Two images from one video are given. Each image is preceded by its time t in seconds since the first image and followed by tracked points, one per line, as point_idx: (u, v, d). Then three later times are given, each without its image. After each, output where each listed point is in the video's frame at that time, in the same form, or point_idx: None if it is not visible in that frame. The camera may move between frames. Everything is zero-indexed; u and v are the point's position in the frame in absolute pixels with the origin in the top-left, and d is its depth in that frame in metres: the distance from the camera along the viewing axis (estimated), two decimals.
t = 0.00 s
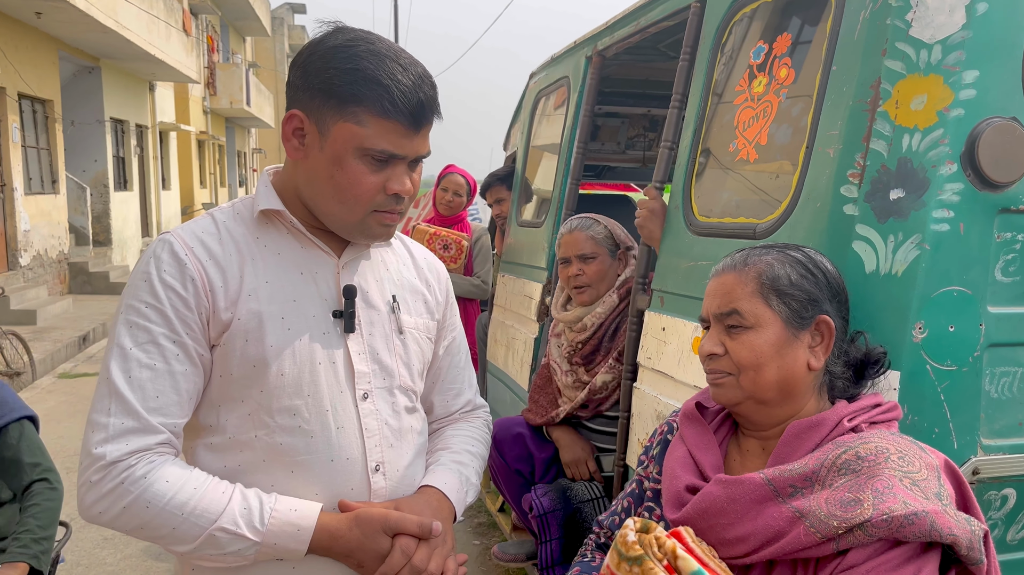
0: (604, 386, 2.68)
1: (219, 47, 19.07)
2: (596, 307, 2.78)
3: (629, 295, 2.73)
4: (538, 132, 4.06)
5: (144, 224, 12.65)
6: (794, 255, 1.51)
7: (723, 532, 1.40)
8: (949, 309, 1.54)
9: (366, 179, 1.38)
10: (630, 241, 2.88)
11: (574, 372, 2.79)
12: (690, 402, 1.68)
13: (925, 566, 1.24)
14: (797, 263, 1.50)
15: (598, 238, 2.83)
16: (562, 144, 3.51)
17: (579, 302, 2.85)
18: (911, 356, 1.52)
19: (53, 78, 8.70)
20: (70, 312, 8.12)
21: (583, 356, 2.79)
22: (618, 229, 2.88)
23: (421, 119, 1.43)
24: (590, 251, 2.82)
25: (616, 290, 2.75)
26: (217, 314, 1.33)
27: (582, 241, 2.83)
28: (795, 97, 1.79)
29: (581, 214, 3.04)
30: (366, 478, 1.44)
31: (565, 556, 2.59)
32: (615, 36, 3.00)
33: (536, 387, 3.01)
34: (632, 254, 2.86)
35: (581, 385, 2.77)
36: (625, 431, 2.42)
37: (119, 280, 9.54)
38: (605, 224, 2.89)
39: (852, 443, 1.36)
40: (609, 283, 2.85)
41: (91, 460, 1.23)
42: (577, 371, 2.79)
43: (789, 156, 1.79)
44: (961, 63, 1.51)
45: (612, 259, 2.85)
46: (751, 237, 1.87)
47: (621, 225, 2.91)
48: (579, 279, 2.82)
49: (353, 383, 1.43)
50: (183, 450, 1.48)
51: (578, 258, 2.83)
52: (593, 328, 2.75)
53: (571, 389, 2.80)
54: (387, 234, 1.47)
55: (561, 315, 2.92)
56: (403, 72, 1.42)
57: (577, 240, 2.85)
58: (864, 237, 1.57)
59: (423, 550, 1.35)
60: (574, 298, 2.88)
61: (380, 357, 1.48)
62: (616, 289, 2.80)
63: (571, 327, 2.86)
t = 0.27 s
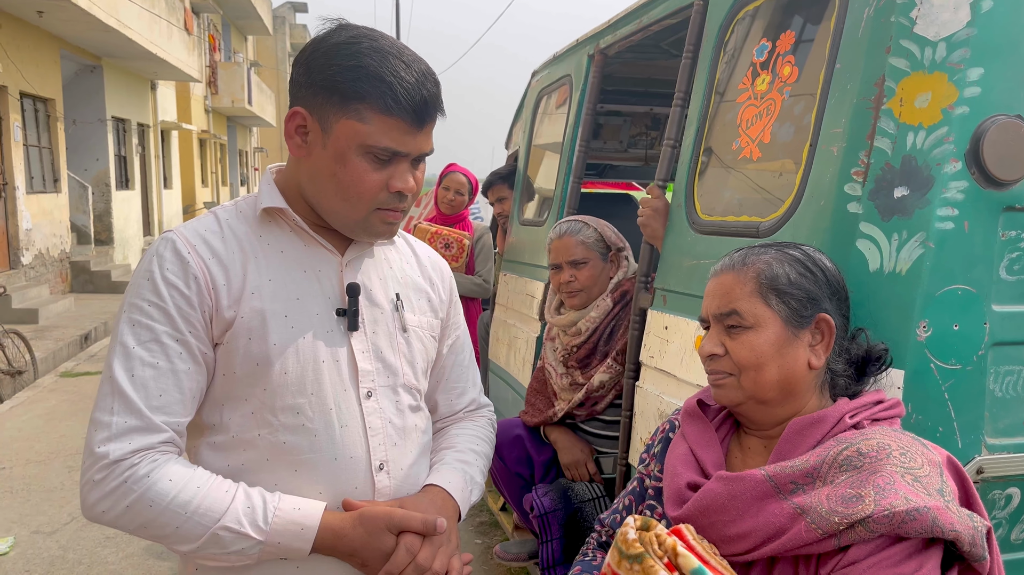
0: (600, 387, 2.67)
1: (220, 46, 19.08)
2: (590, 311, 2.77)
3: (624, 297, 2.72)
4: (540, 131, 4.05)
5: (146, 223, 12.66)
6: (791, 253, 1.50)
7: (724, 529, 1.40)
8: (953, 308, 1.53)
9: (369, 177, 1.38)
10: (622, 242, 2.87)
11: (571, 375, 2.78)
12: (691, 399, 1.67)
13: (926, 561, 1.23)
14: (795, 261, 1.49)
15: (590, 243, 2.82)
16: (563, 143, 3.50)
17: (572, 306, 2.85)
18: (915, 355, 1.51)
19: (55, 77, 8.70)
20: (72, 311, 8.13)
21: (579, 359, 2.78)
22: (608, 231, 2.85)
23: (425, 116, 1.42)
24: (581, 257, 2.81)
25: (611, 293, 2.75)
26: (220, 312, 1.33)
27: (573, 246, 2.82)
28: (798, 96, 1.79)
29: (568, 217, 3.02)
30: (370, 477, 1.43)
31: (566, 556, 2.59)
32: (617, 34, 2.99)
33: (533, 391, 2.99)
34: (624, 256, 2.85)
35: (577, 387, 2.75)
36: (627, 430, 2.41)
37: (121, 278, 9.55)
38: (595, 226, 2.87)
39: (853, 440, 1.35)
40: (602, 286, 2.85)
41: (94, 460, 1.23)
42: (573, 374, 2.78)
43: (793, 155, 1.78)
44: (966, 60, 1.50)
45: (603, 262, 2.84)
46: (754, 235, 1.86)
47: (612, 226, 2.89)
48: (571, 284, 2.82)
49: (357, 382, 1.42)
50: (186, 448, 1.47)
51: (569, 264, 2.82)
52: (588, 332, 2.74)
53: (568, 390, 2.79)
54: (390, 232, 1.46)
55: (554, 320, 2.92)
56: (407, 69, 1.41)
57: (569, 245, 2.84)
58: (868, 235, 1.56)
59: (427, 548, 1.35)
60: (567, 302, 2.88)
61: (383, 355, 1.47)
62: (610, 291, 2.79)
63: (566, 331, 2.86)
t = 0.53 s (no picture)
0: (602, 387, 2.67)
1: (222, 45, 19.09)
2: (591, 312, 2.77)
3: (625, 297, 2.73)
4: (541, 130, 4.05)
5: (147, 222, 12.67)
6: (796, 253, 1.50)
7: (727, 527, 1.40)
8: (956, 306, 1.53)
9: (368, 176, 1.38)
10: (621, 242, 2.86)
11: (573, 376, 2.78)
12: (693, 396, 1.67)
13: (929, 560, 1.23)
14: (800, 261, 1.49)
15: (590, 243, 2.82)
16: (565, 142, 3.50)
17: (573, 307, 2.85)
18: (917, 354, 1.51)
19: (56, 76, 8.71)
20: (73, 310, 8.14)
21: (581, 359, 2.78)
22: (608, 231, 2.85)
23: (424, 116, 1.42)
24: (581, 258, 2.80)
25: (612, 293, 2.75)
26: (221, 311, 1.33)
27: (573, 248, 2.81)
28: (800, 94, 1.79)
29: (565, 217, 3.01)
30: (371, 475, 1.43)
31: (567, 555, 2.59)
32: (618, 32, 2.99)
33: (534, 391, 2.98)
34: (624, 255, 2.84)
35: (578, 388, 2.75)
36: (628, 430, 2.41)
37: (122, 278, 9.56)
38: (594, 226, 2.86)
39: (856, 437, 1.35)
40: (602, 287, 2.85)
41: (95, 459, 1.23)
42: (575, 374, 2.78)
43: (794, 154, 1.78)
44: (967, 59, 1.50)
45: (603, 262, 2.84)
46: (756, 234, 1.86)
47: (611, 226, 2.89)
48: (572, 286, 2.82)
49: (358, 380, 1.42)
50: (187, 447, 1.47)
51: (569, 266, 2.82)
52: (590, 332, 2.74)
53: (568, 391, 2.79)
54: (390, 232, 1.46)
55: (554, 320, 2.92)
56: (406, 68, 1.41)
57: (569, 246, 2.83)
58: (870, 234, 1.56)
59: (429, 547, 1.35)
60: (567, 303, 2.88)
61: (384, 353, 1.47)
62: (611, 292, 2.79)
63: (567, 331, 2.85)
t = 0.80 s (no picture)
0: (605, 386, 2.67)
1: (223, 44, 19.09)
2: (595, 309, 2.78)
3: (629, 295, 2.73)
4: (541, 129, 4.04)
5: (149, 221, 12.69)
6: (805, 251, 1.50)
7: (727, 526, 1.40)
8: (954, 306, 1.53)
9: (366, 177, 1.38)
10: (625, 239, 2.85)
11: (576, 374, 2.79)
12: (693, 395, 1.67)
13: (928, 557, 1.22)
14: (810, 260, 1.49)
15: (592, 242, 2.82)
16: (565, 141, 3.50)
17: (577, 305, 2.85)
18: (916, 354, 1.50)
19: (57, 76, 8.71)
20: (75, 309, 8.16)
21: (584, 357, 2.79)
22: (611, 228, 2.85)
23: (422, 117, 1.42)
24: (585, 255, 2.80)
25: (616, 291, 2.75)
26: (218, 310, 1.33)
27: (577, 246, 2.82)
28: (800, 94, 1.78)
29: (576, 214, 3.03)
30: (369, 475, 1.43)
31: (567, 553, 2.59)
32: (618, 31, 2.99)
33: (537, 389, 2.99)
34: (628, 253, 2.84)
35: (581, 386, 2.77)
36: (628, 429, 2.41)
37: (124, 277, 9.58)
38: (598, 224, 2.87)
39: (856, 437, 1.35)
40: (606, 284, 2.85)
41: (92, 458, 1.23)
42: (578, 372, 2.79)
43: (794, 153, 1.78)
44: (966, 58, 1.49)
45: (607, 259, 2.83)
46: (755, 233, 1.86)
47: (615, 222, 2.88)
48: (575, 284, 2.82)
49: (356, 380, 1.42)
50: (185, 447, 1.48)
51: (572, 263, 2.82)
52: (594, 330, 2.75)
53: (571, 389, 2.80)
54: (387, 233, 1.46)
55: (559, 317, 2.91)
56: (404, 70, 1.41)
57: (572, 244, 2.84)
58: (869, 234, 1.56)
59: (426, 547, 1.35)
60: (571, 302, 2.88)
61: (382, 353, 1.47)
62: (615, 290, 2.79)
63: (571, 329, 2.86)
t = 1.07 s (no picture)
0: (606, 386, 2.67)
1: (224, 44, 19.10)
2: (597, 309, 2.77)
3: (631, 295, 2.73)
4: (542, 128, 4.04)
5: (150, 220, 12.70)
6: (807, 253, 1.49)
7: (728, 527, 1.39)
8: (954, 305, 1.52)
9: (362, 177, 1.38)
10: (628, 238, 2.85)
11: (577, 374, 2.79)
12: (693, 395, 1.67)
13: (931, 562, 1.23)
14: (813, 262, 1.48)
15: (596, 240, 2.82)
16: (565, 140, 3.49)
17: (578, 304, 2.84)
18: (915, 353, 1.50)
19: (58, 75, 8.72)
20: (76, 308, 8.17)
21: (586, 357, 2.79)
22: (614, 227, 2.85)
23: (418, 117, 1.41)
24: (588, 254, 2.80)
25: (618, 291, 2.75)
26: (214, 310, 1.33)
27: (580, 244, 2.82)
28: (800, 92, 1.78)
29: (578, 212, 3.03)
30: (366, 474, 1.43)
31: (567, 553, 2.58)
32: (618, 30, 2.98)
33: (538, 388, 2.99)
34: (631, 252, 2.84)
35: (582, 386, 2.77)
36: (628, 428, 2.41)
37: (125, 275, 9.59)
38: (601, 223, 2.86)
39: (858, 438, 1.35)
40: (609, 283, 2.83)
41: (88, 458, 1.23)
42: (580, 372, 2.79)
43: (794, 152, 1.78)
44: (967, 56, 1.49)
45: (610, 258, 2.83)
46: (755, 232, 1.86)
47: (618, 221, 2.88)
48: (577, 283, 2.81)
49: (353, 379, 1.42)
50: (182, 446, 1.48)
51: (575, 261, 2.82)
52: (596, 329, 2.74)
53: (572, 389, 2.80)
54: (384, 232, 1.46)
55: (562, 315, 2.90)
56: (401, 69, 1.41)
57: (575, 243, 2.83)
58: (869, 232, 1.56)
59: (422, 547, 1.34)
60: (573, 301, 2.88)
61: (379, 352, 1.47)
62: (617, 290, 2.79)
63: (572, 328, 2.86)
